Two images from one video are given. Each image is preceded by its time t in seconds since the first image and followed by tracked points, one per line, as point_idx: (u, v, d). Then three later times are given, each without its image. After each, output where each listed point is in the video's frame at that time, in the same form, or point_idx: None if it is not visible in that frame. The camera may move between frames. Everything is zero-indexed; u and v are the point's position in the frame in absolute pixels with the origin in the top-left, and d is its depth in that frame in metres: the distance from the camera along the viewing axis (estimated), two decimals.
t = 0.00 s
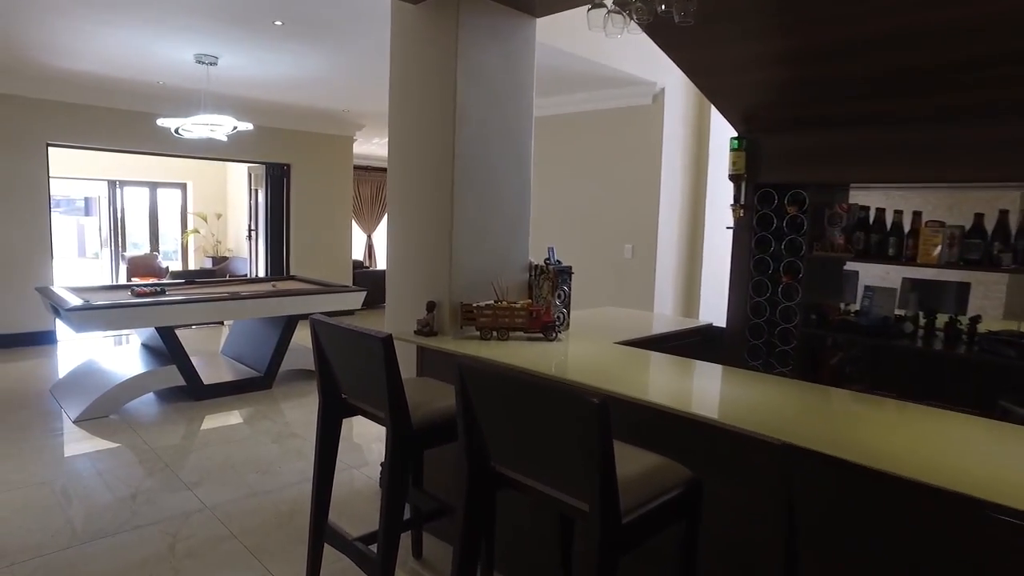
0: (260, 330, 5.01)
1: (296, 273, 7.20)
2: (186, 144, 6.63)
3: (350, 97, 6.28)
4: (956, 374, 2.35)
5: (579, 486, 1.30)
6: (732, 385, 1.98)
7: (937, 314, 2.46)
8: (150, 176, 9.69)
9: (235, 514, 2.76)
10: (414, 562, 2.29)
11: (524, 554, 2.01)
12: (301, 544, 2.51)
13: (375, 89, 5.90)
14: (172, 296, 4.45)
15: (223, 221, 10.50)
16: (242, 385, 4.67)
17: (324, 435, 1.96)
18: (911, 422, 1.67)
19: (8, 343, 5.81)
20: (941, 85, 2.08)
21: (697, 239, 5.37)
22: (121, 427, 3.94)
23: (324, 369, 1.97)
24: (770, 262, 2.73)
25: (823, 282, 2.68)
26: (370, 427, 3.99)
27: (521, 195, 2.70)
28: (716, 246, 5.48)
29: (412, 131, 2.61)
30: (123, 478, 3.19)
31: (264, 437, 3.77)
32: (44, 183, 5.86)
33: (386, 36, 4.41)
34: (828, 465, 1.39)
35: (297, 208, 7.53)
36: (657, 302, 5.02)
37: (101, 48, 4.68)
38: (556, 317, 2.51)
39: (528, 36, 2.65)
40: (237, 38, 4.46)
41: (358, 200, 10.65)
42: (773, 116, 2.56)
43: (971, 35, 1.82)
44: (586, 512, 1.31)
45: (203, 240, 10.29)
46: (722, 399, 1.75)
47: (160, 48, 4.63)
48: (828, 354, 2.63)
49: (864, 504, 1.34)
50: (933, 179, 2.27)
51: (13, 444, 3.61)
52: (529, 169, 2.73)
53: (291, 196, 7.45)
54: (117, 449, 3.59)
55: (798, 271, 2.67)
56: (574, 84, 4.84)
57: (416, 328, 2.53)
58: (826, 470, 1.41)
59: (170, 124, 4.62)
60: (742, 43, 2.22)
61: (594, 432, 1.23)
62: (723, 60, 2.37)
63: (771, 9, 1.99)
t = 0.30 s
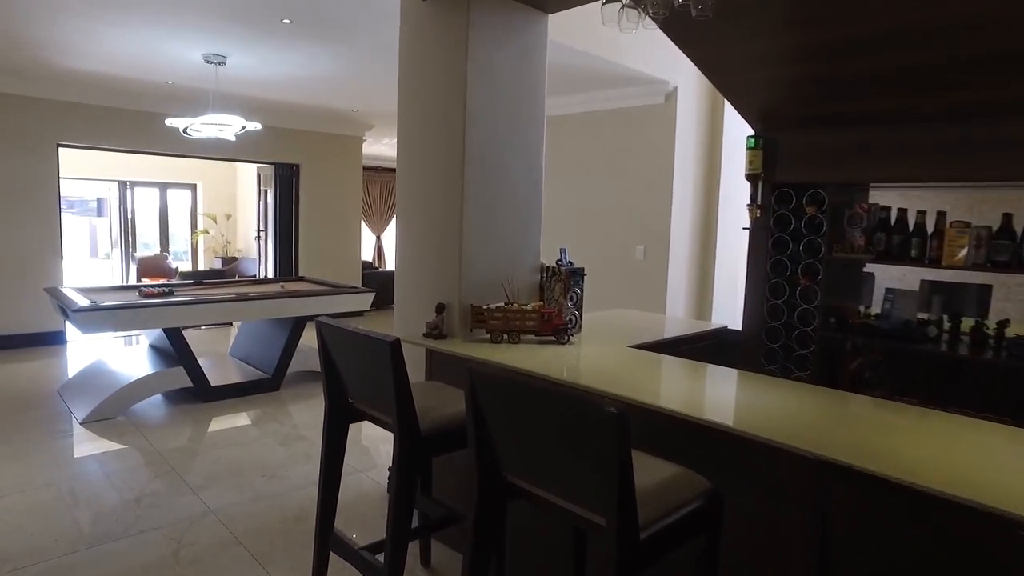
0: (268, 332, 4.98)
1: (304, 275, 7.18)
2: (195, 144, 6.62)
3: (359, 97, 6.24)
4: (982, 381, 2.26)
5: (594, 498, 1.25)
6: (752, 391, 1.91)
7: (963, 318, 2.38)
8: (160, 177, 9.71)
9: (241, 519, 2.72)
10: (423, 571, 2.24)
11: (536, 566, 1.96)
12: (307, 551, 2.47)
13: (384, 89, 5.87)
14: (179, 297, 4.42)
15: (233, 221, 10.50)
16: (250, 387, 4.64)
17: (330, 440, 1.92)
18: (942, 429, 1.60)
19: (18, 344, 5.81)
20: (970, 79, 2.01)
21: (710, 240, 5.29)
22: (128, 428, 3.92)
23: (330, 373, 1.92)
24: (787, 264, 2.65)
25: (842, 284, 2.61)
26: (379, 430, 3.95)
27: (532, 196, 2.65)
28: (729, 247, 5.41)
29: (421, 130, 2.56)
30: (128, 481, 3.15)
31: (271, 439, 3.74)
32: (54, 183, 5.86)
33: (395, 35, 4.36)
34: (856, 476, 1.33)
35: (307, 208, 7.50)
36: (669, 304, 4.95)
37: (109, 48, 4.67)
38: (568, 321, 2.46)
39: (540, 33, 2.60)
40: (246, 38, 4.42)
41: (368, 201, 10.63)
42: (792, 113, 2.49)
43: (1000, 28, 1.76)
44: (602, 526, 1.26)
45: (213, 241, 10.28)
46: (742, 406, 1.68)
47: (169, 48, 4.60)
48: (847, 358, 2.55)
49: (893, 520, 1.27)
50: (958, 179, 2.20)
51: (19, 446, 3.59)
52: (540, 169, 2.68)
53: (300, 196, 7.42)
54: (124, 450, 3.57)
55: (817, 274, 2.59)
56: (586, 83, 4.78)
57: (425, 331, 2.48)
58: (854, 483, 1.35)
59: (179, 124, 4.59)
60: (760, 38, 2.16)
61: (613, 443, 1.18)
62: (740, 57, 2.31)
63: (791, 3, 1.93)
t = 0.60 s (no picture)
0: (275, 334, 4.93)
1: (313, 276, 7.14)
2: (204, 145, 6.59)
3: (368, 98, 6.20)
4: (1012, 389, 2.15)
5: (613, 520, 1.19)
6: (772, 400, 1.83)
7: (993, 325, 2.26)
8: (170, 178, 9.71)
9: (245, 528, 2.67)
10: None
11: None
12: (311, 561, 2.41)
13: (393, 89, 5.82)
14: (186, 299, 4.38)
15: (242, 222, 10.47)
16: (257, 391, 4.60)
17: (333, 446, 1.86)
18: (977, 441, 1.52)
19: (26, 345, 5.80)
20: (1003, 77, 1.93)
21: (724, 242, 5.20)
22: (134, 432, 3.88)
23: (336, 381, 1.86)
24: (808, 268, 2.57)
25: (864, 288, 2.52)
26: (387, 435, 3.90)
27: (543, 196, 2.58)
28: (743, 249, 5.31)
29: (429, 129, 2.50)
30: (133, 487, 3.11)
31: (278, 443, 3.69)
32: (63, 185, 5.85)
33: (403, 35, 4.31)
34: (888, 492, 1.26)
35: (315, 209, 7.47)
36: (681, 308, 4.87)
37: (117, 49, 4.64)
38: (580, 325, 2.39)
39: (550, 30, 2.54)
40: (253, 37, 4.37)
41: (377, 202, 10.58)
42: (812, 111, 2.41)
43: None
44: (619, 547, 1.19)
45: (222, 241, 10.26)
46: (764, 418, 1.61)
47: (177, 47, 4.56)
48: (869, 366, 2.45)
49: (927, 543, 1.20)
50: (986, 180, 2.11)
51: (24, 450, 3.55)
52: (552, 169, 2.61)
53: (309, 197, 7.39)
54: (130, 454, 3.53)
55: (839, 278, 2.50)
56: (597, 83, 4.71)
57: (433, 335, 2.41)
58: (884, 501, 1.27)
59: (186, 125, 4.55)
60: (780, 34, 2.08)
61: (632, 461, 1.11)
62: (758, 53, 2.23)
63: None
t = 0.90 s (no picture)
0: (285, 337, 4.88)
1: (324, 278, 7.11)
2: (215, 146, 6.57)
3: (379, 98, 6.15)
4: None
5: (636, 547, 1.12)
6: (797, 411, 1.75)
7: None
8: (183, 180, 9.72)
9: (252, 538, 2.61)
10: None
11: None
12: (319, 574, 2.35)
13: (404, 90, 5.76)
14: (196, 302, 4.34)
15: (254, 224, 10.46)
16: (268, 395, 4.55)
17: (340, 455, 1.83)
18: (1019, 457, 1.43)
19: (39, 346, 5.79)
20: None
21: (741, 245, 5.10)
22: (143, 436, 3.84)
23: (344, 391, 1.81)
24: (833, 273, 2.48)
25: (891, 294, 2.42)
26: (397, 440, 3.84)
27: (558, 198, 2.50)
28: (760, 251, 5.21)
29: (441, 129, 2.43)
30: (139, 493, 3.06)
31: (287, 449, 3.64)
32: (74, 186, 5.84)
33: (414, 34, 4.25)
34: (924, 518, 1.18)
35: (327, 211, 7.43)
36: (698, 312, 4.78)
37: (127, 50, 4.61)
38: (596, 332, 2.31)
39: (566, 27, 2.46)
40: (263, 37, 4.33)
41: (389, 203, 10.55)
42: (838, 108, 2.32)
43: None
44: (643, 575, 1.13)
45: (234, 243, 10.26)
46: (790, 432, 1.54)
47: (187, 48, 4.53)
48: (897, 374, 2.38)
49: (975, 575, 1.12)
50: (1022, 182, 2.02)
51: (32, 454, 3.52)
52: (567, 170, 2.53)
53: (320, 198, 7.36)
54: (138, 459, 3.49)
55: (865, 282, 2.40)
56: (611, 82, 4.63)
57: (445, 341, 2.34)
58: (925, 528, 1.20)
59: (197, 125, 4.51)
60: (805, 30, 2.00)
61: (657, 484, 1.06)
62: (781, 49, 2.16)
63: None
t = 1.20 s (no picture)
0: (299, 339, 4.84)
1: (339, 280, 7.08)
2: (230, 146, 6.57)
3: (395, 98, 6.12)
4: None
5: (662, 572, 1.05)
6: (830, 422, 1.66)
7: None
8: (200, 181, 9.76)
9: (262, 543, 2.57)
10: None
11: None
12: None
13: (420, 89, 5.72)
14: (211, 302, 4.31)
15: (270, 224, 10.46)
16: (282, 396, 4.52)
17: (350, 461, 1.79)
18: None
19: (56, 346, 5.81)
20: None
21: (761, 247, 5.00)
22: (156, 437, 3.82)
23: (355, 397, 1.75)
24: (863, 276, 2.39)
25: (922, 298, 2.32)
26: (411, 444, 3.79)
27: (577, 198, 2.43)
28: (782, 253, 5.10)
29: (456, 127, 2.37)
30: (150, 495, 3.03)
31: (301, 452, 3.60)
32: (91, 187, 5.85)
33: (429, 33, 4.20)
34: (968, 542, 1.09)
35: (342, 212, 7.40)
36: (717, 314, 4.69)
37: (143, 50, 4.61)
38: (616, 337, 2.24)
39: (584, 23, 2.39)
40: (277, 36, 4.29)
41: (404, 204, 10.53)
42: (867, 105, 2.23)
43: None
44: None
45: (250, 243, 10.28)
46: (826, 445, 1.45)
47: (201, 47, 4.51)
48: (930, 383, 2.26)
49: None
50: None
51: (46, 455, 3.51)
52: (586, 169, 2.46)
53: (335, 199, 7.34)
54: (150, 461, 3.46)
55: (898, 287, 2.29)
56: (629, 80, 4.55)
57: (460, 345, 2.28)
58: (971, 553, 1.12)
59: (211, 125, 4.49)
60: (833, 24, 1.91)
61: (685, 505, 0.99)
62: (808, 44, 2.08)
63: None
